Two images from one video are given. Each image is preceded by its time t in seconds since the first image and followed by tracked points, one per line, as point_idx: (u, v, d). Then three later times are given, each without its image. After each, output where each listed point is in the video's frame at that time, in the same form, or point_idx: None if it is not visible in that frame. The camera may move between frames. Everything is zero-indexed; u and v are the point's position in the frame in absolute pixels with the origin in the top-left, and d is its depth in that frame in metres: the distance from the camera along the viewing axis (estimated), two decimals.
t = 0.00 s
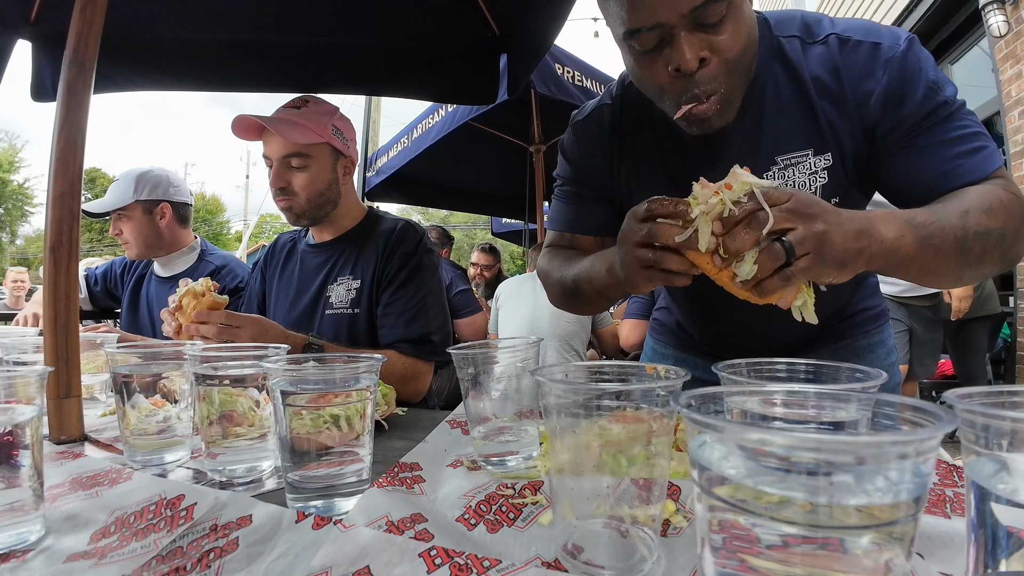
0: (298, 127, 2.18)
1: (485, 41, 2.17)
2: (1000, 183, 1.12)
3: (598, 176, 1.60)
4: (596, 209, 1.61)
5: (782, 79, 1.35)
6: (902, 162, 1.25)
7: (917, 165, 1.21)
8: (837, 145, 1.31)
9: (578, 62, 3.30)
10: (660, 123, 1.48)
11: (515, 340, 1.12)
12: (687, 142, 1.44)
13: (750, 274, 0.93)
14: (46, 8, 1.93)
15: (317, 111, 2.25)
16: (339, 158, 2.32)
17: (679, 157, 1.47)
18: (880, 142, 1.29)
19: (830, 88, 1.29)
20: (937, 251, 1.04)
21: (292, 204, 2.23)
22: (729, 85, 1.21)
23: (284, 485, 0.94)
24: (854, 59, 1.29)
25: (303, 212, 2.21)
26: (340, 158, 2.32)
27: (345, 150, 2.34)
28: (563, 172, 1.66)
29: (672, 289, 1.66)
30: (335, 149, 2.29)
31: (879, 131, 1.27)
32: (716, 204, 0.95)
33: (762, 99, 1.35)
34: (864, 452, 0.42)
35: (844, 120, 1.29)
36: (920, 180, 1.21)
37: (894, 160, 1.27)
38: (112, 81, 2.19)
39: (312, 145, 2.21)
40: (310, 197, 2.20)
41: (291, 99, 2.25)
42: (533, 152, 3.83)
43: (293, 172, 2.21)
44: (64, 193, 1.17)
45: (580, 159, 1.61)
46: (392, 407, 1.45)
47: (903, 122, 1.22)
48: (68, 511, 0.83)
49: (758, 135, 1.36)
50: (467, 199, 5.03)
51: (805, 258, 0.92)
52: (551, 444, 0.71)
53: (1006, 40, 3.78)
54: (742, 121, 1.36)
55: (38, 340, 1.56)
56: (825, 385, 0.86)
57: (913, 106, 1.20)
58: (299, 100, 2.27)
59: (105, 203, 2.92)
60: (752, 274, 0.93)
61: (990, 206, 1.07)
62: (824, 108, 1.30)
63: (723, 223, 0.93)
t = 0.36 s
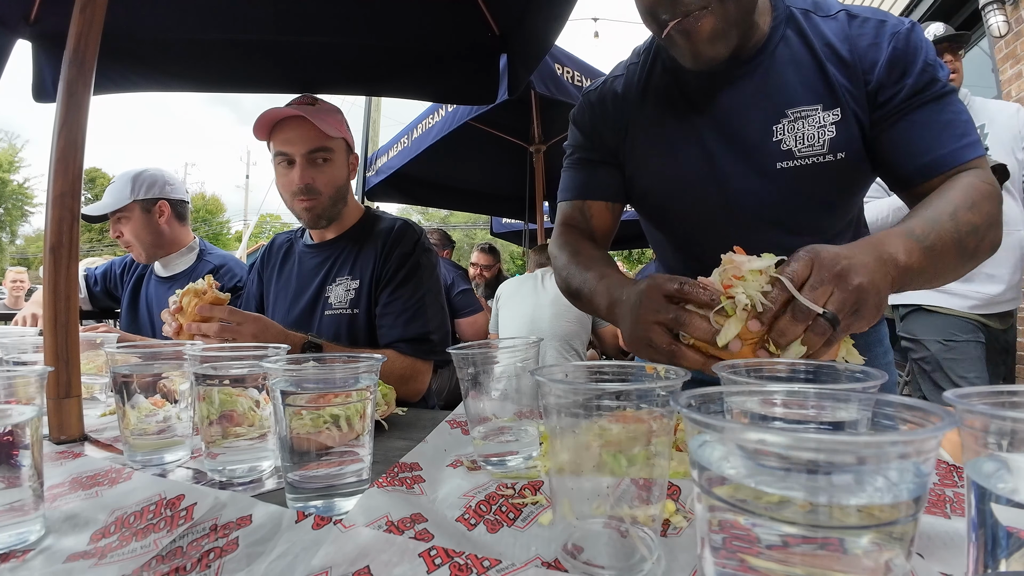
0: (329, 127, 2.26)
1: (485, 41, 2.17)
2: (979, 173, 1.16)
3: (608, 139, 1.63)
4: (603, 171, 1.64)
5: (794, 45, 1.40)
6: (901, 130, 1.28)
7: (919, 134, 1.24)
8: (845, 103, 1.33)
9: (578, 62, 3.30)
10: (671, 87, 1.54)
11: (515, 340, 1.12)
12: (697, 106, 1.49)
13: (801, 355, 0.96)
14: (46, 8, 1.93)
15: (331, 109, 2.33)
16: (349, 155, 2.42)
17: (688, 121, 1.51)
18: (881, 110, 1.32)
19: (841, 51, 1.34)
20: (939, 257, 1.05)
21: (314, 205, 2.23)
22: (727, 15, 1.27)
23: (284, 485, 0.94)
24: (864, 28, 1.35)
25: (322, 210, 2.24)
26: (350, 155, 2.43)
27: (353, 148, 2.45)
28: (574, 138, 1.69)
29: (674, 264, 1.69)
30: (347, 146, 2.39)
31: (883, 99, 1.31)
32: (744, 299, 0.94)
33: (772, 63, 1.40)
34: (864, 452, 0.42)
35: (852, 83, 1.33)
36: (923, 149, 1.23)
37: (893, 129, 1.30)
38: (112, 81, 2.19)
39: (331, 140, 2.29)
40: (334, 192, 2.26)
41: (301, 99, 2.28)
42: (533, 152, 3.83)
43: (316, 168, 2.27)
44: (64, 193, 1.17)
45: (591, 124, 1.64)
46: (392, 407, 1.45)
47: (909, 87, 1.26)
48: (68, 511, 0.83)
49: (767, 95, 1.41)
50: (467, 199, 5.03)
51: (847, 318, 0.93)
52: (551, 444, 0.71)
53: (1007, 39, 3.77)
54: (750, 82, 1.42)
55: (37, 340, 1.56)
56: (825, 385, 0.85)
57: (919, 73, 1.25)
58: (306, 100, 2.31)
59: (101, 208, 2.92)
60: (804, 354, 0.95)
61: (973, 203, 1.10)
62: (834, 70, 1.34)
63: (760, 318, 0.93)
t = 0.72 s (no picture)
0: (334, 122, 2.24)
1: (485, 41, 2.17)
2: (969, 193, 1.19)
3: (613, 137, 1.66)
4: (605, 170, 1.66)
5: (796, 45, 1.42)
6: (895, 132, 1.30)
7: (911, 138, 1.27)
8: (844, 102, 1.34)
9: (578, 62, 3.30)
10: (672, 85, 1.54)
11: (515, 340, 1.12)
12: (698, 104, 1.50)
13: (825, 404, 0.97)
14: (46, 8, 1.93)
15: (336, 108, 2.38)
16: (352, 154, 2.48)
17: (688, 119, 1.52)
18: (877, 112, 1.34)
19: (842, 52, 1.36)
20: (955, 309, 1.09)
21: (328, 198, 2.25)
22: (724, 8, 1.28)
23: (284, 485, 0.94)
24: (864, 30, 1.37)
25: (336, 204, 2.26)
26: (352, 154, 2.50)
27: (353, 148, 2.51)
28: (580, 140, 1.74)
29: (673, 261, 1.70)
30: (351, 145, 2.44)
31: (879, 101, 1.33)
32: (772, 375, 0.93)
33: (774, 62, 1.42)
34: (864, 452, 0.42)
35: (852, 84, 1.34)
36: (916, 152, 1.25)
37: (887, 131, 1.31)
38: (112, 81, 2.19)
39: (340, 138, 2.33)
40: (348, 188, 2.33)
41: (295, 98, 2.26)
42: (533, 152, 3.84)
43: (327, 166, 2.30)
44: (64, 193, 1.17)
45: (596, 123, 1.68)
46: (392, 407, 1.45)
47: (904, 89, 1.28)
48: (67, 511, 0.83)
49: (768, 93, 1.41)
50: (467, 199, 5.03)
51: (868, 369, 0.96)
52: (551, 444, 0.71)
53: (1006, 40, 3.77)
54: (753, 80, 1.43)
55: (38, 340, 1.56)
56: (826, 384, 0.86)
57: (914, 76, 1.27)
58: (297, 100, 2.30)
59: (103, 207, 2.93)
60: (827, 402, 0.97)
61: (971, 235, 1.13)
62: (834, 70, 1.36)
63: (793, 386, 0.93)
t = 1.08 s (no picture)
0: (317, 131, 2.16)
1: (484, 41, 2.17)
2: (965, 210, 1.19)
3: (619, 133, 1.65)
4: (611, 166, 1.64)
5: (805, 43, 1.41)
6: (898, 137, 1.30)
7: (914, 144, 1.27)
8: (852, 104, 1.34)
9: (578, 62, 3.31)
10: (680, 82, 1.53)
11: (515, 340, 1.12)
12: (705, 103, 1.49)
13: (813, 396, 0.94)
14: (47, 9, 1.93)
15: (322, 110, 2.27)
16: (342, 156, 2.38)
17: (695, 117, 1.50)
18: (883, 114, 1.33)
19: (851, 52, 1.35)
20: (946, 339, 1.05)
21: (309, 207, 2.20)
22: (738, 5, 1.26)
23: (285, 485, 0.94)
24: (874, 31, 1.37)
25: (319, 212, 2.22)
26: (341, 156, 2.39)
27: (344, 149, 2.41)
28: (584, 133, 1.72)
29: (673, 260, 1.70)
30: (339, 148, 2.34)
31: (884, 105, 1.33)
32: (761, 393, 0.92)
33: (784, 61, 1.40)
34: (865, 452, 0.42)
35: (859, 86, 1.34)
36: (917, 160, 1.26)
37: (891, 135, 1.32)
38: (112, 81, 2.19)
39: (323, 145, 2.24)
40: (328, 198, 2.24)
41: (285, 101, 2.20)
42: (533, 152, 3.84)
43: (309, 174, 2.23)
44: (64, 193, 1.17)
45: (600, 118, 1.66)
46: (392, 407, 1.45)
47: (910, 94, 1.28)
48: (67, 511, 0.83)
49: (777, 93, 1.40)
50: (467, 199, 5.03)
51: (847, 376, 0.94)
52: (551, 444, 0.71)
53: (1006, 40, 3.77)
54: (763, 79, 1.41)
55: (38, 340, 1.56)
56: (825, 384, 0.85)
57: (922, 80, 1.27)
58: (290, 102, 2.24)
59: (103, 210, 2.88)
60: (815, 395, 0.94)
61: (964, 255, 1.12)
62: (843, 71, 1.36)
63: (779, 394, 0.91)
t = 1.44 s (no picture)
0: (266, 153, 2.00)
1: (484, 41, 2.17)
2: (973, 231, 1.23)
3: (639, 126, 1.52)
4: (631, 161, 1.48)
5: (835, 49, 1.40)
6: (920, 150, 1.33)
7: (937, 158, 1.30)
8: (881, 115, 1.35)
9: (578, 62, 3.31)
10: (710, 80, 1.46)
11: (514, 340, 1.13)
12: (737, 105, 1.44)
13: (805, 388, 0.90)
14: (46, 8, 1.93)
15: (291, 124, 2.06)
16: (316, 175, 2.14)
17: (724, 119, 1.45)
18: (908, 128, 1.35)
19: (884, 63, 1.35)
20: (942, 354, 1.05)
21: (267, 227, 2.11)
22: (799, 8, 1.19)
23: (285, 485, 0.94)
24: (904, 41, 1.37)
25: (278, 232, 2.11)
26: (318, 175, 2.15)
27: (324, 166, 2.16)
28: (593, 122, 1.57)
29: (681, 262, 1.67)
30: (310, 167, 2.10)
31: (908, 118, 1.35)
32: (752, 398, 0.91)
33: (817, 67, 1.38)
34: (864, 452, 0.42)
35: (889, 98, 1.35)
36: (932, 176, 1.29)
37: (914, 147, 1.34)
38: (112, 80, 2.19)
39: (283, 166, 2.03)
40: (285, 220, 2.07)
41: (259, 111, 2.09)
42: (533, 152, 3.83)
43: (264, 195, 2.04)
44: (64, 193, 1.17)
45: (618, 105, 1.53)
46: (392, 407, 1.45)
47: (934, 108, 1.31)
48: (68, 511, 0.83)
49: (813, 99, 1.39)
50: (467, 199, 5.03)
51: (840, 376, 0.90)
52: (551, 443, 0.71)
53: (1007, 40, 3.77)
54: (796, 84, 1.39)
55: (39, 340, 1.56)
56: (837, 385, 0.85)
57: (947, 96, 1.30)
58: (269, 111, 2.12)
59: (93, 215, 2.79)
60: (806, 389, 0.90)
61: (967, 275, 1.14)
62: (874, 79, 1.35)
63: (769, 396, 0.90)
